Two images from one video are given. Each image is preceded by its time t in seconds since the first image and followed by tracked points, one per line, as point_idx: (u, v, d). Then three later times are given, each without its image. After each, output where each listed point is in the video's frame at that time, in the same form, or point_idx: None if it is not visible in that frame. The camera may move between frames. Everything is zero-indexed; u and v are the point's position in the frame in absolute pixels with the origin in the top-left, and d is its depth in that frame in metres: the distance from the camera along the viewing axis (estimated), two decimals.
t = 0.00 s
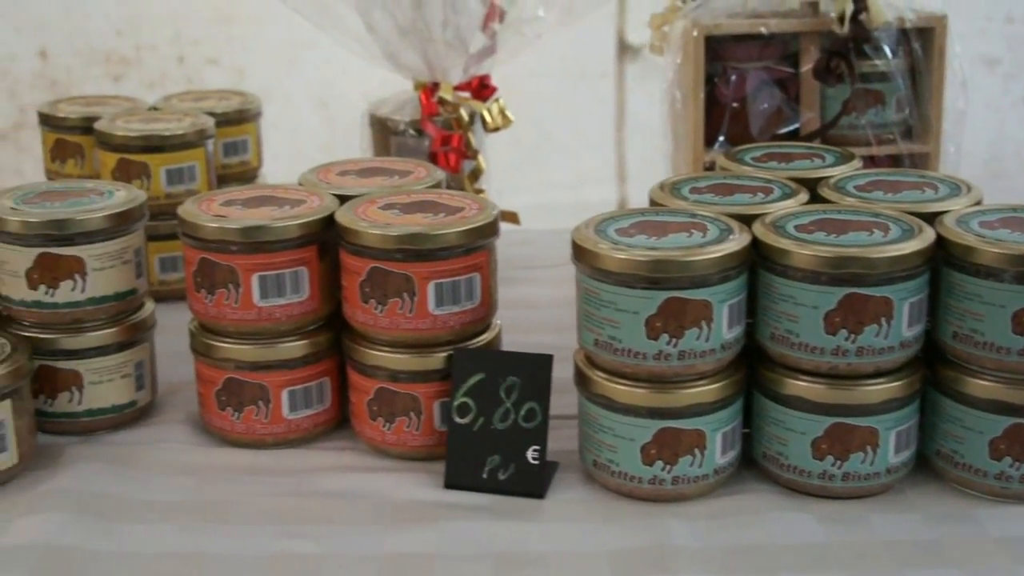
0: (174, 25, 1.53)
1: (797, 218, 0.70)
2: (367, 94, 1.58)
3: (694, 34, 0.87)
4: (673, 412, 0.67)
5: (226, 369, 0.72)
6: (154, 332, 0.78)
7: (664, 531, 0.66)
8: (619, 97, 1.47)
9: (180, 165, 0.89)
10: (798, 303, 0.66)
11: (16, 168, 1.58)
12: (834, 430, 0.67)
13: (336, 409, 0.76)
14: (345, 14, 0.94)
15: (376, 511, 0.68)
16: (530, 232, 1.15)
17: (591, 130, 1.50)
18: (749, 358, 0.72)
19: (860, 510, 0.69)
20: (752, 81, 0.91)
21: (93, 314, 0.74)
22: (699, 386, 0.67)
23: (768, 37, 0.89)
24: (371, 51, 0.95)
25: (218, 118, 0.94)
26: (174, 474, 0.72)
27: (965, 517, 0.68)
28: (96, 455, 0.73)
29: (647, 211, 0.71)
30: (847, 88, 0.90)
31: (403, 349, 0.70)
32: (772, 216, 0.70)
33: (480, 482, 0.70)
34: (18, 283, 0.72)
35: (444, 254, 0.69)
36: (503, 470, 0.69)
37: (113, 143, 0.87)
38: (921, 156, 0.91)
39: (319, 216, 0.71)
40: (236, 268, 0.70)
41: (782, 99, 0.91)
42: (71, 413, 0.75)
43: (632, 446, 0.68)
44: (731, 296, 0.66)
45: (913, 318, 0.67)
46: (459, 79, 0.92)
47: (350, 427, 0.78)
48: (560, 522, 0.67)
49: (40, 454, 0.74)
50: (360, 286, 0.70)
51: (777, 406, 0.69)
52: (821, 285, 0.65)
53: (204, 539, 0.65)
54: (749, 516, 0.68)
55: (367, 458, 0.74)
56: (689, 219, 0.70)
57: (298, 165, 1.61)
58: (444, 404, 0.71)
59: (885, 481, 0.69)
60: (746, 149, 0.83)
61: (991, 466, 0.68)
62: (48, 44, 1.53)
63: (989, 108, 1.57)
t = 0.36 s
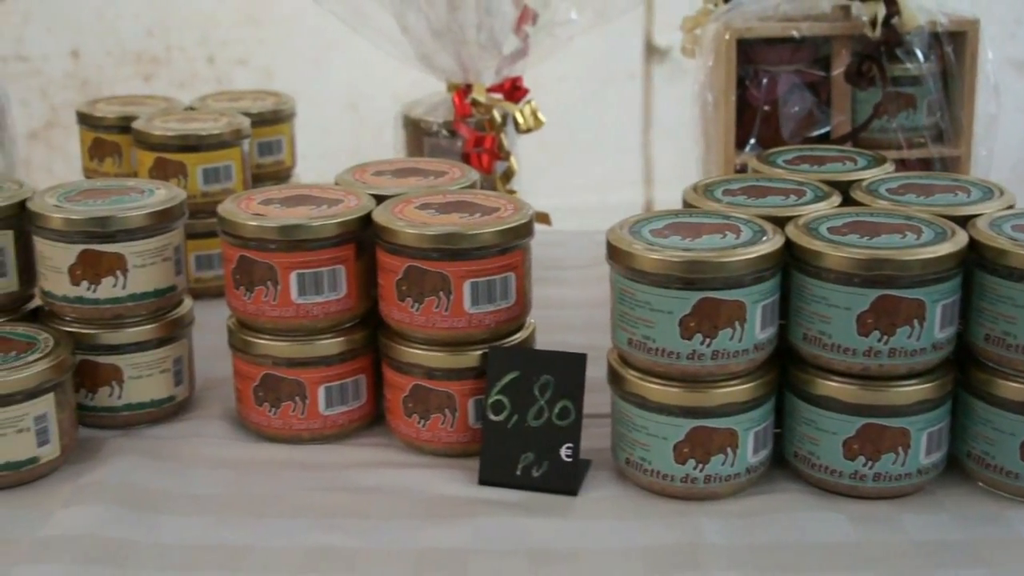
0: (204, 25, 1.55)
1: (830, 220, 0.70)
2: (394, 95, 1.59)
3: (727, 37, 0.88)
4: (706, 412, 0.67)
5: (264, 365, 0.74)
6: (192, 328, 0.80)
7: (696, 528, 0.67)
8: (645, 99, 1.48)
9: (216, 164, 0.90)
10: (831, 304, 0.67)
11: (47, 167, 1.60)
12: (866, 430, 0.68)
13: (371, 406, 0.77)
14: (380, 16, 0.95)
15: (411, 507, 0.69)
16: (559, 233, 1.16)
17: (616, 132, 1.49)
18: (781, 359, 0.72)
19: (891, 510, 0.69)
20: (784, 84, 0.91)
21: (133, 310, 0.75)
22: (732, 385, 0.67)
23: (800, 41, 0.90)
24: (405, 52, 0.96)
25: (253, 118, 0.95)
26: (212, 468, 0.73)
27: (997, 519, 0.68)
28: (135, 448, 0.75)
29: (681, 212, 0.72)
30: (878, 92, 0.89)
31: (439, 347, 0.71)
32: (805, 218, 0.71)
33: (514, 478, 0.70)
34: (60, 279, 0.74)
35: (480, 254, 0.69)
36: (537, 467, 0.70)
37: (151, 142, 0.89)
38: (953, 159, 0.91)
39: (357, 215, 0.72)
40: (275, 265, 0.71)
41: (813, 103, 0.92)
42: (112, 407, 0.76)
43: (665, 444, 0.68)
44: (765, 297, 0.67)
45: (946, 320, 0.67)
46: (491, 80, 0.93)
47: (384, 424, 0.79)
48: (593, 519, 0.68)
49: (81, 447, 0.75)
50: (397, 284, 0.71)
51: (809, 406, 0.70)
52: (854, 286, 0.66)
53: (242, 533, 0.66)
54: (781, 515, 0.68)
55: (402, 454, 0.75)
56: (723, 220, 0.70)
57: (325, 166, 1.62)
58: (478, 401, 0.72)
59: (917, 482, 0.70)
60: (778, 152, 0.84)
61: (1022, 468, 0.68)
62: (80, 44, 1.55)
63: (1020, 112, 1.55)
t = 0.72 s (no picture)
0: (242, 28, 1.57)
1: (878, 224, 0.71)
2: (430, 97, 1.60)
3: (770, 41, 0.89)
4: (754, 412, 0.68)
5: (316, 363, 0.75)
6: (243, 326, 0.81)
7: (743, 527, 0.67)
8: (680, 102, 1.48)
9: (265, 165, 0.92)
10: (880, 307, 0.67)
11: (87, 167, 1.63)
12: (913, 432, 0.68)
13: (420, 404, 0.78)
14: (425, 20, 0.97)
15: (461, 503, 0.70)
16: (598, 235, 1.17)
17: (651, 135, 1.50)
18: (828, 360, 0.73)
19: (938, 512, 0.69)
20: (828, 88, 0.92)
21: (187, 308, 0.76)
22: (779, 386, 0.68)
23: (844, 45, 0.91)
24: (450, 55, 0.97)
25: (299, 120, 0.97)
26: (264, 463, 0.74)
27: None
28: (188, 442, 0.76)
29: (729, 215, 0.73)
30: (923, 96, 0.90)
31: (489, 346, 0.72)
32: (853, 221, 0.71)
33: (562, 476, 0.71)
34: (117, 277, 0.75)
35: (531, 255, 0.70)
36: (586, 465, 0.71)
37: (201, 143, 0.90)
38: (996, 164, 0.92)
39: (408, 216, 0.73)
40: (328, 265, 0.72)
41: (857, 108, 0.92)
42: (165, 403, 0.78)
43: (713, 444, 0.69)
44: (813, 299, 0.68)
45: (993, 323, 0.67)
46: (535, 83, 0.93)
47: (432, 422, 0.80)
48: (641, 517, 0.69)
49: (136, 441, 0.77)
50: (448, 284, 0.72)
51: (855, 408, 0.70)
52: (903, 289, 0.66)
53: (296, 526, 0.68)
54: (828, 515, 0.69)
55: (451, 451, 0.76)
56: (771, 223, 0.71)
57: (361, 167, 1.64)
58: (526, 400, 0.73)
59: (963, 484, 0.70)
60: (824, 155, 0.84)
61: None
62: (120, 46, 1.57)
63: None
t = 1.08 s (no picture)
0: (277, 26, 1.58)
1: (925, 223, 0.71)
2: (463, 95, 1.61)
3: (813, 41, 0.90)
4: (799, 410, 0.68)
5: (362, 357, 0.76)
6: (289, 321, 0.82)
7: (788, 525, 0.68)
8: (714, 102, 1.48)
9: (309, 162, 0.93)
10: (926, 306, 0.67)
11: (123, 163, 1.64)
12: (958, 431, 0.68)
13: (464, 399, 0.79)
14: (467, 18, 0.97)
15: (507, 498, 0.70)
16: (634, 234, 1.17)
17: (685, 134, 1.51)
18: (872, 359, 0.73)
19: (982, 511, 0.69)
20: (870, 88, 0.92)
21: (236, 302, 0.77)
22: (825, 385, 0.68)
23: (887, 45, 0.91)
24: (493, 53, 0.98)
25: (342, 117, 0.97)
26: (311, 456, 0.75)
27: None
28: (235, 435, 0.77)
29: (775, 214, 0.73)
30: (965, 96, 0.90)
31: (534, 342, 0.73)
32: (899, 221, 0.71)
33: (607, 472, 0.72)
34: (167, 271, 0.76)
35: (577, 252, 0.71)
36: (630, 461, 0.72)
37: (247, 140, 0.91)
38: None
39: (455, 213, 0.74)
40: (376, 260, 0.73)
41: (898, 108, 0.93)
42: (213, 396, 0.78)
43: (758, 442, 0.70)
44: (860, 298, 0.68)
45: None
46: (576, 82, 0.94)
47: (476, 417, 0.81)
48: (686, 513, 0.69)
49: (185, 433, 0.78)
50: (494, 281, 0.73)
51: (900, 406, 0.70)
52: (950, 289, 0.66)
53: (344, 518, 0.69)
54: (873, 513, 0.69)
55: (495, 446, 0.76)
56: (817, 222, 0.71)
57: (393, 165, 1.64)
58: (571, 396, 0.74)
59: (1008, 483, 0.70)
60: (867, 156, 0.85)
61: None
62: (157, 44, 1.59)
63: None
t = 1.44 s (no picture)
0: (305, 28, 1.59)
1: (968, 227, 0.71)
2: (490, 97, 1.61)
3: (849, 43, 0.90)
4: (843, 414, 0.68)
5: (404, 361, 0.76)
6: (329, 325, 0.82)
7: (833, 529, 0.68)
8: (743, 102, 1.48)
9: (345, 166, 0.93)
10: (971, 310, 0.67)
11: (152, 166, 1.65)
12: (1003, 435, 0.68)
13: (505, 402, 0.79)
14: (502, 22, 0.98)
15: (551, 501, 0.71)
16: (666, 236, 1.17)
17: (713, 136, 1.51)
18: (915, 363, 0.73)
19: None
20: (906, 91, 0.92)
21: (277, 306, 0.77)
22: (869, 388, 0.68)
23: (923, 47, 0.91)
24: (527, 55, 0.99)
25: (377, 121, 0.98)
26: (353, 459, 0.76)
27: None
28: (278, 438, 0.77)
29: (817, 218, 0.73)
30: (1003, 98, 0.90)
31: (576, 346, 0.73)
32: (942, 224, 0.71)
33: (650, 475, 0.72)
34: (210, 275, 0.77)
35: (619, 256, 0.71)
36: (673, 465, 0.72)
37: (284, 144, 0.92)
38: None
39: (496, 217, 0.74)
40: (418, 264, 0.73)
41: (935, 110, 0.92)
42: (256, 400, 0.79)
43: (801, 445, 0.70)
44: (904, 301, 0.68)
45: None
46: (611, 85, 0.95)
47: (516, 420, 0.81)
48: (729, 517, 0.69)
49: (227, 436, 0.78)
50: (536, 284, 0.73)
51: (944, 410, 0.70)
52: (995, 293, 0.66)
53: (389, 521, 0.69)
54: (917, 517, 0.69)
55: (537, 450, 0.76)
56: (860, 226, 0.71)
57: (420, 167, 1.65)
58: (613, 400, 0.74)
59: None
60: (906, 159, 0.84)
61: None
62: (186, 47, 1.60)
63: None
